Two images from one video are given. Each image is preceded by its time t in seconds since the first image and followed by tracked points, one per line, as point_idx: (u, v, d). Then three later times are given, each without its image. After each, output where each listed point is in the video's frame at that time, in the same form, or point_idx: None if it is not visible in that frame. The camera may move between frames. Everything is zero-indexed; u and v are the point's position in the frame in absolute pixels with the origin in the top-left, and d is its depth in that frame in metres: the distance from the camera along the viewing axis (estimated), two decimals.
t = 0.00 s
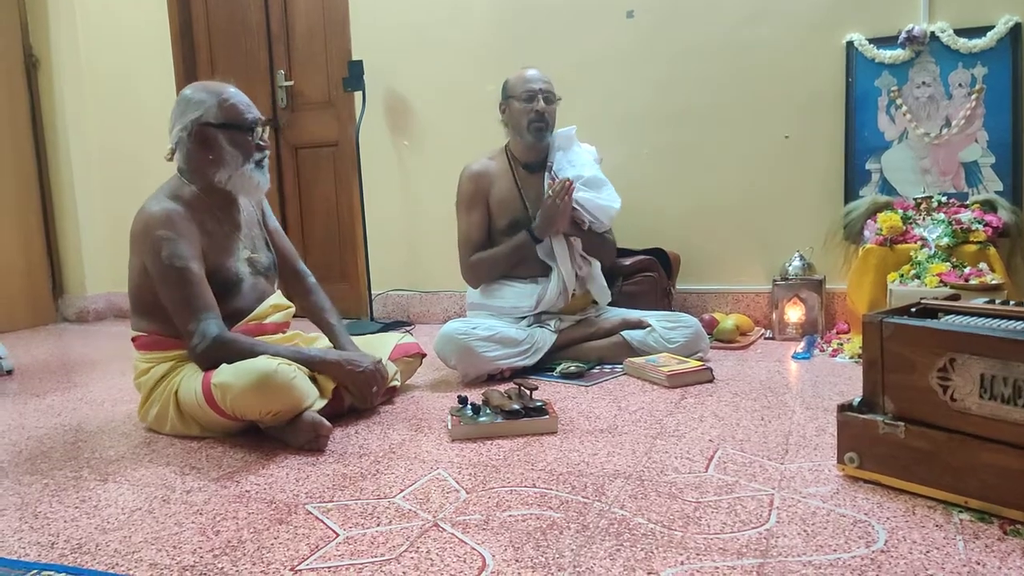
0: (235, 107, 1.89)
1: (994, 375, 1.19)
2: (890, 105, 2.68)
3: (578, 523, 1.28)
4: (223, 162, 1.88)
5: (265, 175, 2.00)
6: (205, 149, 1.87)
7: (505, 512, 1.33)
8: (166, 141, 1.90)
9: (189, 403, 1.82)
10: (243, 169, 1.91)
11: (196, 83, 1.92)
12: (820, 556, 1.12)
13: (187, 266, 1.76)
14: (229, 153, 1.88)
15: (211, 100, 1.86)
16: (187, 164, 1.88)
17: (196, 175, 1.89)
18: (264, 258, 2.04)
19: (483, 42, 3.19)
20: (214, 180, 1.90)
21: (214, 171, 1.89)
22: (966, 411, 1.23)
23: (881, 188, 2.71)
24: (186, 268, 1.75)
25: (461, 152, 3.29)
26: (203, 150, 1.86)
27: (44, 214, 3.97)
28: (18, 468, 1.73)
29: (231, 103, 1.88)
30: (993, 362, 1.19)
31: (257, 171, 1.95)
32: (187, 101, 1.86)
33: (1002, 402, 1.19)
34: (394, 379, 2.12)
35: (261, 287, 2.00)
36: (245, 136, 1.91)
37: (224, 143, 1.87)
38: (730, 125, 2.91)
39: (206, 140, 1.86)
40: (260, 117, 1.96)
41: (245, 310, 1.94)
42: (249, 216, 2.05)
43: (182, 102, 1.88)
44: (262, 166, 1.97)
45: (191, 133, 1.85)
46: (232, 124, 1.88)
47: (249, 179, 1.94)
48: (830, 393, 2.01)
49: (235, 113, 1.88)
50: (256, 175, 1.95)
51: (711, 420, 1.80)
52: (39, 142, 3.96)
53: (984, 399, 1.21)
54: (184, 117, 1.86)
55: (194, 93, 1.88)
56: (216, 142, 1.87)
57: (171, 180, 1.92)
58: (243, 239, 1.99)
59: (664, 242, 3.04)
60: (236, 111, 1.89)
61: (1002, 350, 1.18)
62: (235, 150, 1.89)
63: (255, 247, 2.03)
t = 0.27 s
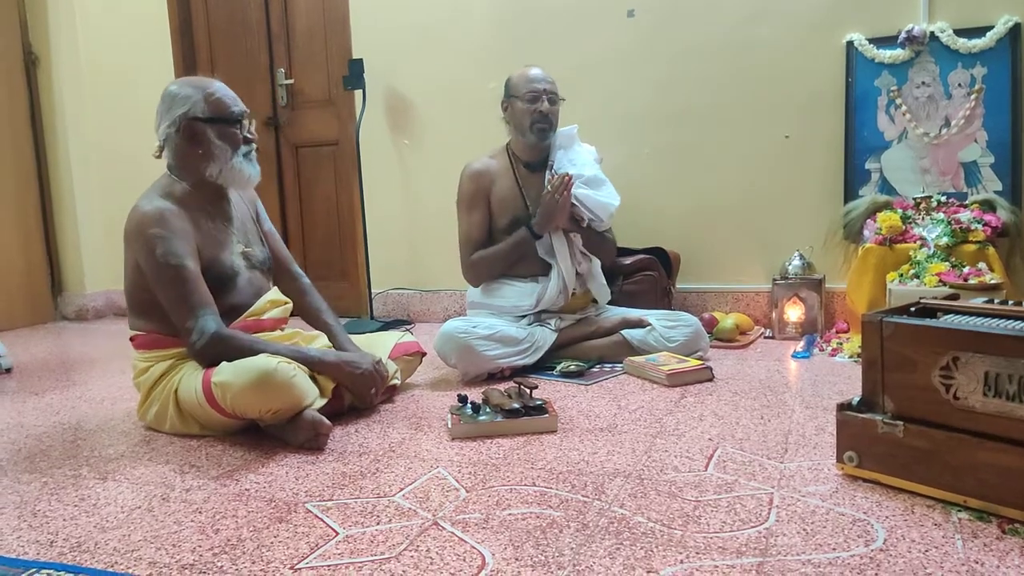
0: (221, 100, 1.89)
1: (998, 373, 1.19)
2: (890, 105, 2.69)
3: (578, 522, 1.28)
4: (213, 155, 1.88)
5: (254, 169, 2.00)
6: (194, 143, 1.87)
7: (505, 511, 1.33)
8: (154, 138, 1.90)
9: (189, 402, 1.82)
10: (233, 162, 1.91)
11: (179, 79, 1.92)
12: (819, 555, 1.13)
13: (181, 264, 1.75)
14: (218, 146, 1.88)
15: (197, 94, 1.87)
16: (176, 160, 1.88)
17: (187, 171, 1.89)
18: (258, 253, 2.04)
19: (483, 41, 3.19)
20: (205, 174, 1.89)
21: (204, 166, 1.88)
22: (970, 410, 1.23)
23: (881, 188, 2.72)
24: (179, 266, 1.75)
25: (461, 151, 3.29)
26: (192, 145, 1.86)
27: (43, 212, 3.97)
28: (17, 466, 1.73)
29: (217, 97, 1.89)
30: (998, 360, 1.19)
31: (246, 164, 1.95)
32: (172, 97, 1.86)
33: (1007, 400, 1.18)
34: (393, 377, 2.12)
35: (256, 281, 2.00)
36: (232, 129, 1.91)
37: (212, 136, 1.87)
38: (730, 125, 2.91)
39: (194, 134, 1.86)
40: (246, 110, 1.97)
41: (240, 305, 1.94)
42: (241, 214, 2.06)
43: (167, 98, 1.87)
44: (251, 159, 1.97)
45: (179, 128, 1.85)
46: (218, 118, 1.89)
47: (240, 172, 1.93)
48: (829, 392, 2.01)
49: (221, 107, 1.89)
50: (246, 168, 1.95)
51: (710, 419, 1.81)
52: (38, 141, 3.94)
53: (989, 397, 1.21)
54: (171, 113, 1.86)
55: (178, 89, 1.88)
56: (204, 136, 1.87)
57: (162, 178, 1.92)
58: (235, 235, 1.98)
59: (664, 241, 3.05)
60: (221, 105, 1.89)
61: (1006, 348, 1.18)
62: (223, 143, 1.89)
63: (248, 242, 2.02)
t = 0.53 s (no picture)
0: (212, 95, 1.90)
1: (993, 375, 1.19)
2: (893, 104, 2.68)
3: (580, 521, 1.28)
4: (207, 151, 1.89)
5: (251, 163, 2.00)
6: (188, 140, 1.88)
7: (508, 509, 1.33)
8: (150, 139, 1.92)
9: (192, 401, 1.82)
10: (229, 156, 1.91)
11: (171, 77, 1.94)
12: (822, 554, 1.13)
13: (181, 258, 1.76)
14: (211, 141, 1.89)
15: (188, 90, 1.88)
16: (172, 157, 1.89)
17: (184, 168, 1.90)
18: (257, 249, 2.05)
19: (486, 39, 3.19)
20: (202, 170, 1.90)
21: (200, 162, 1.90)
22: (966, 411, 1.23)
23: (884, 187, 2.71)
24: (179, 261, 1.75)
25: (463, 150, 3.29)
26: (186, 142, 1.88)
27: (46, 211, 3.98)
28: (21, 464, 1.73)
29: (208, 93, 1.90)
30: (993, 361, 1.19)
31: (242, 158, 1.95)
32: (164, 95, 1.88)
33: (1001, 402, 1.19)
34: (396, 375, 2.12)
35: (256, 276, 2.01)
36: (225, 123, 1.92)
37: (206, 131, 1.89)
38: (733, 124, 2.90)
39: (188, 130, 1.87)
40: (239, 105, 1.98)
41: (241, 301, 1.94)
42: (239, 209, 2.06)
43: (159, 96, 1.89)
44: (247, 152, 1.98)
45: (172, 126, 1.87)
46: (211, 113, 1.90)
47: (236, 165, 1.94)
48: (832, 391, 2.00)
49: (212, 101, 1.90)
50: (242, 162, 1.95)
51: (713, 419, 1.81)
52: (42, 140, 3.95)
53: (983, 399, 1.21)
54: (164, 111, 1.87)
55: (170, 87, 1.90)
56: (198, 131, 1.88)
57: (160, 176, 1.93)
58: (234, 230, 1.98)
59: (667, 240, 3.04)
60: (213, 100, 1.90)
61: (1000, 350, 1.18)
62: (217, 138, 1.90)
63: (247, 239, 2.03)
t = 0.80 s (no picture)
0: (202, 90, 1.90)
1: (998, 370, 1.19)
2: (893, 101, 2.68)
3: (580, 518, 1.28)
4: (200, 146, 1.89)
5: (245, 157, 2.00)
6: (181, 136, 1.88)
7: (508, 507, 1.34)
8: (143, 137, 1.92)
9: (191, 399, 1.82)
10: (221, 150, 1.91)
11: (160, 74, 1.94)
12: (821, 551, 1.13)
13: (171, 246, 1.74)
14: (203, 136, 1.89)
15: (177, 87, 1.88)
16: (166, 154, 1.90)
17: (177, 164, 1.91)
18: (251, 245, 2.04)
19: (485, 37, 3.19)
20: (195, 166, 1.91)
21: (193, 157, 1.90)
22: (970, 406, 1.23)
23: (884, 185, 2.71)
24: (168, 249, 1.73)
25: (463, 148, 3.29)
26: (179, 138, 1.88)
27: (45, 209, 3.97)
28: (20, 463, 1.73)
29: (196, 88, 1.90)
30: (998, 357, 1.19)
31: (235, 152, 1.95)
32: (153, 92, 1.88)
33: (1007, 397, 1.19)
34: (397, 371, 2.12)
35: (253, 272, 2.00)
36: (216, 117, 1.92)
37: (197, 127, 1.88)
38: (732, 122, 2.90)
39: (179, 127, 1.87)
40: (229, 99, 1.97)
41: (240, 297, 1.93)
42: (233, 207, 2.06)
43: (149, 93, 1.89)
44: (239, 146, 1.98)
45: (163, 123, 1.87)
46: (201, 108, 1.90)
47: (229, 159, 1.94)
48: (832, 389, 2.01)
49: (202, 96, 1.90)
50: (235, 156, 1.95)
51: (712, 416, 1.81)
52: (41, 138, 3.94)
53: (988, 394, 1.21)
54: (154, 108, 1.87)
55: (159, 83, 1.90)
56: (189, 127, 1.88)
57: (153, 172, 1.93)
58: (227, 225, 1.97)
59: (666, 238, 3.04)
60: (203, 95, 1.90)
61: (1006, 346, 1.18)
62: (208, 132, 1.90)
63: (241, 234, 2.02)
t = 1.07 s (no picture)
0: (204, 90, 1.90)
1: (1001, 370, 1.19)
2: (897, 100, 2.67)
3: (583, 517, 1.28)
4: (202, 145, 1.89)
5: (247, 157, 1.99)
6: (183, 135, 1.88)
7: (511, 506, 1.33)
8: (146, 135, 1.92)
9: (194, 397, 1.82)
10: (223, 150, 1.91)
11: (164, 73, 1.94)
12: (825, 551, 1.13)
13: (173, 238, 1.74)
14: (205, 135, 1.89)
15: (180, 86, 1.88)
16: (168, 153, 1.90)
17: (179, 163, 1.91)
18: (255, 243, 2.03)
19: (488, 36, 3.19)
20: (197, 165, 1.91)
21: (195, 156, 1.90)
22: (973, 407, 1.23)
23: (888, 183, 2.70)
24: (171, 241, 1.74)
25: (466, 147, 3.29)
26: (181, 137, 1.88)
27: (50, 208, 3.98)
28: (25, 461, 1.74)
29: (199, 88, 1.90)
30: (1001, 357, 1.18)
31: (236, 152, 1.95)
32: (157, 91, 1.88)
33: (1009, 398, 1.18)
34: (399, 368, 2.12)
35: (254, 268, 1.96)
36: (218, 117, 1.91)
37: (199, 126, 1.88)
38: (736, 121, 2.90)
39: (181, 126, 1.87)
40: (233, 99, 1.97)
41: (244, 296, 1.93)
42: (235, 205, 2.06)
43: (151, 92, 1.89)
44: (241, 145, 1.98)
45: (165, 122, 1.87)
46: (204, 108, 1.90)
47: (230, 159, 1.94)
48: (836, 388, 2.00)
49: (205, 96, 1.89)
50: (237, 156, 1.95)
51: (715, 416, 1.80)
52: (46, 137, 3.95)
53: (991, 395, 1.21)
54: (157, 107, 1.87)
55: (163, 82, 1.89)
56: (192, 126, 1.88)
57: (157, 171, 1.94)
58: (229, 223, 1.97)
59: (670, 237, 3.04)
60: (205, 94, 1.90)
61: (1009, 347, 1.17)
62: (210, 132, 1.90)
63: (244, 232, 2.01)
